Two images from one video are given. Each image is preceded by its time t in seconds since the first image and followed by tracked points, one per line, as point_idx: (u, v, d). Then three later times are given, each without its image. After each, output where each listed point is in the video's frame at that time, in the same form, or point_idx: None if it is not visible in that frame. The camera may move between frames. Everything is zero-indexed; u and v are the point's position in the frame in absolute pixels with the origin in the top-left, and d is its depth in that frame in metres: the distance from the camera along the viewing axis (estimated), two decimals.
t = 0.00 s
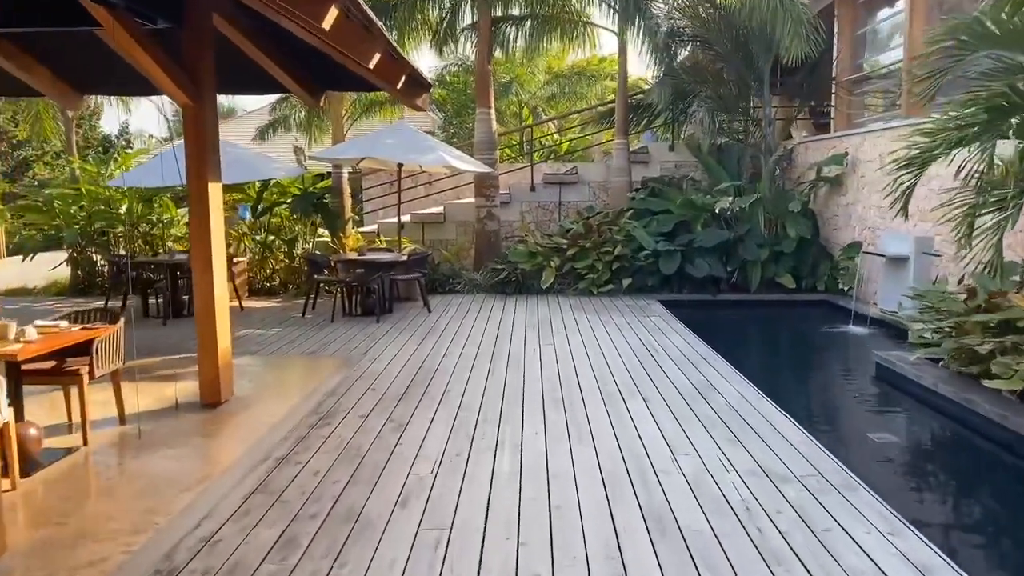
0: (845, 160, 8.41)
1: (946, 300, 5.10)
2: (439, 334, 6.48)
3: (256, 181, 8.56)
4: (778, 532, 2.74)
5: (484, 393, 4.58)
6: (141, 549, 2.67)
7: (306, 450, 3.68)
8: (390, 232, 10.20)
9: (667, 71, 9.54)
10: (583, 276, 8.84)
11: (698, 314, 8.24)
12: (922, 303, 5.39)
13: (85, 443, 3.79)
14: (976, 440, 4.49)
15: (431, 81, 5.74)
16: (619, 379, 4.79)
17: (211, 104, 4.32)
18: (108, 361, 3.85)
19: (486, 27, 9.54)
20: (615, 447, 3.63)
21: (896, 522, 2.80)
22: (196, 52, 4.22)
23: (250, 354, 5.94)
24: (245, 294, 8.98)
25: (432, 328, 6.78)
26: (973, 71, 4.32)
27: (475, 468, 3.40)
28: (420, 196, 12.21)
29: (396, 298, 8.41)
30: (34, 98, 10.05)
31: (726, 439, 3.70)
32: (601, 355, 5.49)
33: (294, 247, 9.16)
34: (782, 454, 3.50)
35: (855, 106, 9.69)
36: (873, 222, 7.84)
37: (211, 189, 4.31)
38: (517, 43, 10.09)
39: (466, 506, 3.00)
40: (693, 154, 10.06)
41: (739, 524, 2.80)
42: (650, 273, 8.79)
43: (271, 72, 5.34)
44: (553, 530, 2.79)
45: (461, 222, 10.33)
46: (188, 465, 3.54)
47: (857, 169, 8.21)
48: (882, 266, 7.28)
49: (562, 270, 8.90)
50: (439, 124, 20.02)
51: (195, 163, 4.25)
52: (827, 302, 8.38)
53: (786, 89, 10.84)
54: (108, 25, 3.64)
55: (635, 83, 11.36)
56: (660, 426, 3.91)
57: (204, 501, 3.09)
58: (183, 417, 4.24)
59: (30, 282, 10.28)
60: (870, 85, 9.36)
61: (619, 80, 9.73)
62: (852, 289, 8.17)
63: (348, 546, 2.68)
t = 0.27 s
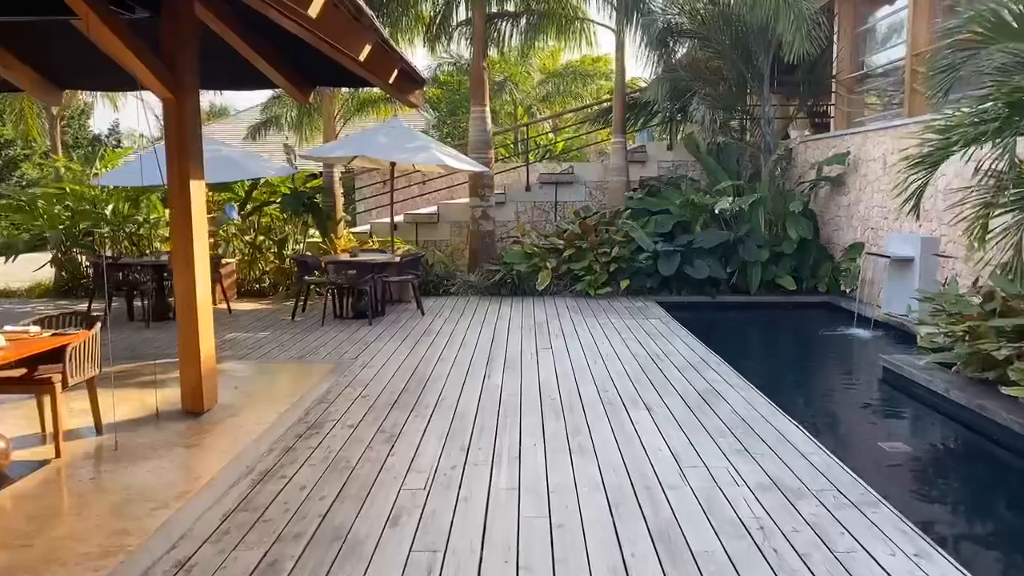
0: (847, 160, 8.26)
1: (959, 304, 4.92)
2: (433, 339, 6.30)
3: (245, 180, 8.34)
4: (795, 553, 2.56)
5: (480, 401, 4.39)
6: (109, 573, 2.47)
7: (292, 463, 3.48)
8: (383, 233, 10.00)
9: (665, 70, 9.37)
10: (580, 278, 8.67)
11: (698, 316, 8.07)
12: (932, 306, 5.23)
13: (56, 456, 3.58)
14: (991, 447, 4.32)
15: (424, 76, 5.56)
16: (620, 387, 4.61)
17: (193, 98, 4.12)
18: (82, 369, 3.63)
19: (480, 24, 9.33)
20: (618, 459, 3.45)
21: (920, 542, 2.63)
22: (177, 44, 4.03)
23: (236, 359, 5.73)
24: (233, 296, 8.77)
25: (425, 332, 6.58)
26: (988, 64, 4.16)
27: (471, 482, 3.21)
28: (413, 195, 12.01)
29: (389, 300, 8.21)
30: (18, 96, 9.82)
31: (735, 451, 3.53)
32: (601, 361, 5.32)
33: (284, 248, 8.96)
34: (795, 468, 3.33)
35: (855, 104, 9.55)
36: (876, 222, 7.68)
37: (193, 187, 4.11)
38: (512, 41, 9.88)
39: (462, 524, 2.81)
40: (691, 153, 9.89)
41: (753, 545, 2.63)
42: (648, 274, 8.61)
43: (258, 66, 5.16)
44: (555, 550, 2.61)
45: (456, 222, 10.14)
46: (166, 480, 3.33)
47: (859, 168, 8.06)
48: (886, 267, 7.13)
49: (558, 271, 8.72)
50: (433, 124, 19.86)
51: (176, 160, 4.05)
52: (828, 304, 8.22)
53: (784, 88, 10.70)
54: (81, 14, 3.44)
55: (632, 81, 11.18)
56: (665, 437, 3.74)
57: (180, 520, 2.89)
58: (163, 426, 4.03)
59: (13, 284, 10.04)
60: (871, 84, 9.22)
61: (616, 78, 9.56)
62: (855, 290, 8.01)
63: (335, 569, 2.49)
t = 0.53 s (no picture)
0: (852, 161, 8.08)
1: (976, 311, 4.74)
2: (429, 345, 6.10)
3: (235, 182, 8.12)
4: None
5: (477, 413, 4.20)
6: None
7: (278, 483, 3.28)
8: (377, 235, 9.80)
9: (665, 69, 9.25)
10: (579, 282, 8.48)
11: (700, 321, 7.89)
12: (946, 312, 5.04)
13: (29, 476, 3.38)
14: (1010, 460, 4.14)
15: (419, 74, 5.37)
16: (623, 398, 4.42)
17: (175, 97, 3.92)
18: (55, 384, 3.42)
19: (476, 22, 9.12)
20: (624, 478, 3.26)
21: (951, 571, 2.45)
22: (158, 40, 3.83)
23: (224, 368, 5.53)
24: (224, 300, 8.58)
25: (421, 338, 6.38)
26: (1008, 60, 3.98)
27: (468, 504, 3.02)
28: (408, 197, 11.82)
29: (383, 305, 8.01)
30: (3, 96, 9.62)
31: (747, 468, 3.34)
32: (603, 369, 5.13)
33: (276, 251, 8.76)
34: (811, 487, 3.14)
35: (857, 104, 9.38)
36: (882, 224, 7.51)
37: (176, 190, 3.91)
38: (508, 40, 9.68)
39: (459, 553, 2.62)
40: (691, 154, 9.72)
41: None
42: (648, 278, 8.42)
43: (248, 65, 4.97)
44: None
45: (452, 224, 9.96)
46: (143, 502, 3.13)
47: (864, 169, 7.89)
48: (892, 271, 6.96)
49: (557, 274, 8.53)
50: (428, 124, 19.69)
51: (157, 161, 3.85)
52: (832, 308, 8.05)
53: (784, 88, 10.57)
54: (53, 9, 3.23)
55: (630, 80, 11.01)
56: (673, 452, 3.55)
57: (156, 549, 2.69)
58: (144, 442, 3.83)
59: None
60: (874, 83, 9.05)
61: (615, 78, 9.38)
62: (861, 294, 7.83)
63: None
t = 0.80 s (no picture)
0: (860, 160, 7.89)
1: (998, 315, 4.56)
2: (426, 351, 5.91)
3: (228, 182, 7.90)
4: None
5: (477, 424, 4.01)
6: None
7: (267, 502, 3.09)
8: (374, 237, 9.61)
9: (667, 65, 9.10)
10: (580, 284, 8.30)
11: (704, 324, 7.70)
12: (965, 316, 4.86)
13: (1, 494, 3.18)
14: None
15: (416, 70, 5.19)
16: (630, 407, 4.24)
17: (159, 93, 3.72)
18: (31, 396, 3.22)
19: (475, 20, 8.91)
20: (634, 495, 3.08)
21: None
22: (140, 33, 3.63)
23: (214, 375, 5.33)
24: (217, 303, 8.39)
25: (418, 343, 6.19)
26: None
27: (469, 525, 2.83)
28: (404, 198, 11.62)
29: (379, 308, 7.81)
30: None
31: (764, 485, 3.16)
32: (608, 376, 4.95)
33: (270, 253, 8.57)
34: (834, 506, 2.96)
35: (863, 102, 9.20)
36: (891, 225, 7.33)
37: (160, 191, 3.71)
38: (507, 38, 9.48)
39: None
40: (693, 153, 9.53)
41: None
42: (651, 280, 8.23)
43: (239, 63, 4.78)
44: None
45: (450, 225, 9.77)
46: (122, 523, 2.93)
47: (872, 169, 7.71)
48: (903, 273, 6.80)
49: (557, 276, 8.34)
50: (426, 124, 19.51)
51: (140, 160, 3.65)
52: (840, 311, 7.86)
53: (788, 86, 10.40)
54: None
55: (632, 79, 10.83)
56: (685, 467, 3.37)
57: None
58: (125, 456, 3.62)
59: None
60: (880, 82, 8.87)
61: (616, 75, 9.20)
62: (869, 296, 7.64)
63: None
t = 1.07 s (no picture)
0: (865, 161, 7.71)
1: (1018, 324, 4.40)
2: (423, 358, 5.72)
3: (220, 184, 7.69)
4: None
5: (476, 438, 3.83)
6: None
7: (253, 526, 2.90)
8: (369, 240, 9.41)
9: (667, 64, 8.94)
10: (580, 288, 8.12)
11: (707, 330, 7.54)
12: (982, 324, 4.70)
13: None
14: None
15: (411, 67, 5.01)
16: (636, 420, 4.06)
17: (141, 91, 3.53)
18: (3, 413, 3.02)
19: (472, 19, 8.72)
20: (644, 518, 2.90)
21: None
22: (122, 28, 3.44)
23: (201, 384, 5.13)
24: (207, 309, 8.20)
25: (414, 350, 6.01)
26: None
27: (468, 552, 2.65)
28: (400, 200, 11.43)
29: (374, 313, 7.62)
30: None
31: (781, 507, 2.98)
32: (611, 386, 4.77)
33: (262, 257, 8.37)
34: (858, 530, 2.78)
35: (867, 103, 9.05)
36: (899, 229, 7.17)
37: (141, 195, 3.52)
38: (505, 37, 9.29)
39: None
40: (694, 155, 9.36)
41: None
42: (653, 285, 8.05)
43: (229, 61, 4.58)
44: None
45: (447, 228, 9.59)
46: (98, 551, 2.73)
47: (878, 171, 7.55)
48: (911, 277, 6.64)
49: (557, 281, 8.16)
50: (423, 125, 19.35)
51: (120, 163, 3.46)
52: (845, 316, 7.70)
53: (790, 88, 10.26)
54: None
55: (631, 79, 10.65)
56: (696, 486, 3.20)
57: None
58: (105, 476, 3.43)
59: None
60: (885, 82, 8.71)
61: (617, 76, 9.02)
62: (875, 302, 7.48)
63: None
